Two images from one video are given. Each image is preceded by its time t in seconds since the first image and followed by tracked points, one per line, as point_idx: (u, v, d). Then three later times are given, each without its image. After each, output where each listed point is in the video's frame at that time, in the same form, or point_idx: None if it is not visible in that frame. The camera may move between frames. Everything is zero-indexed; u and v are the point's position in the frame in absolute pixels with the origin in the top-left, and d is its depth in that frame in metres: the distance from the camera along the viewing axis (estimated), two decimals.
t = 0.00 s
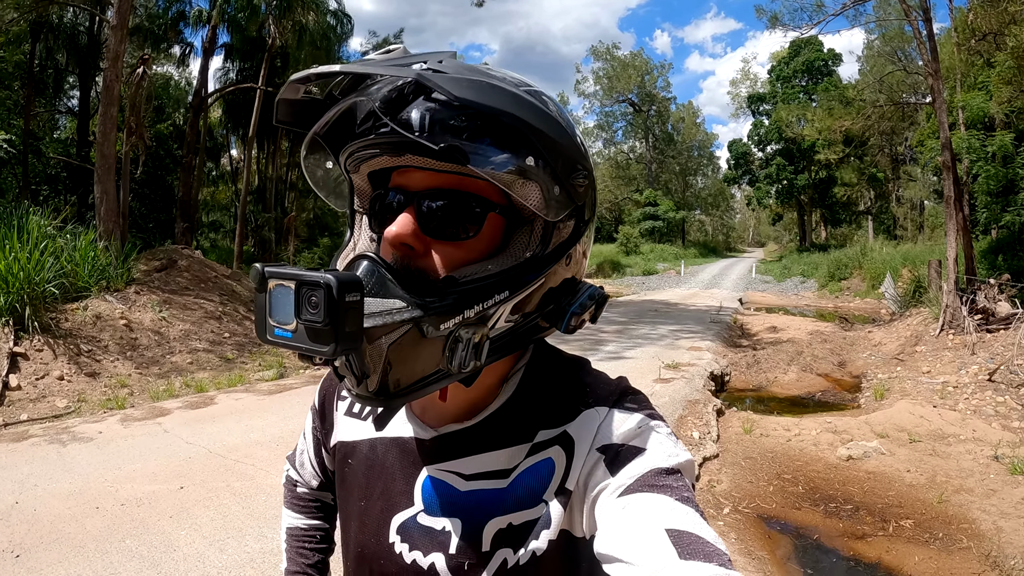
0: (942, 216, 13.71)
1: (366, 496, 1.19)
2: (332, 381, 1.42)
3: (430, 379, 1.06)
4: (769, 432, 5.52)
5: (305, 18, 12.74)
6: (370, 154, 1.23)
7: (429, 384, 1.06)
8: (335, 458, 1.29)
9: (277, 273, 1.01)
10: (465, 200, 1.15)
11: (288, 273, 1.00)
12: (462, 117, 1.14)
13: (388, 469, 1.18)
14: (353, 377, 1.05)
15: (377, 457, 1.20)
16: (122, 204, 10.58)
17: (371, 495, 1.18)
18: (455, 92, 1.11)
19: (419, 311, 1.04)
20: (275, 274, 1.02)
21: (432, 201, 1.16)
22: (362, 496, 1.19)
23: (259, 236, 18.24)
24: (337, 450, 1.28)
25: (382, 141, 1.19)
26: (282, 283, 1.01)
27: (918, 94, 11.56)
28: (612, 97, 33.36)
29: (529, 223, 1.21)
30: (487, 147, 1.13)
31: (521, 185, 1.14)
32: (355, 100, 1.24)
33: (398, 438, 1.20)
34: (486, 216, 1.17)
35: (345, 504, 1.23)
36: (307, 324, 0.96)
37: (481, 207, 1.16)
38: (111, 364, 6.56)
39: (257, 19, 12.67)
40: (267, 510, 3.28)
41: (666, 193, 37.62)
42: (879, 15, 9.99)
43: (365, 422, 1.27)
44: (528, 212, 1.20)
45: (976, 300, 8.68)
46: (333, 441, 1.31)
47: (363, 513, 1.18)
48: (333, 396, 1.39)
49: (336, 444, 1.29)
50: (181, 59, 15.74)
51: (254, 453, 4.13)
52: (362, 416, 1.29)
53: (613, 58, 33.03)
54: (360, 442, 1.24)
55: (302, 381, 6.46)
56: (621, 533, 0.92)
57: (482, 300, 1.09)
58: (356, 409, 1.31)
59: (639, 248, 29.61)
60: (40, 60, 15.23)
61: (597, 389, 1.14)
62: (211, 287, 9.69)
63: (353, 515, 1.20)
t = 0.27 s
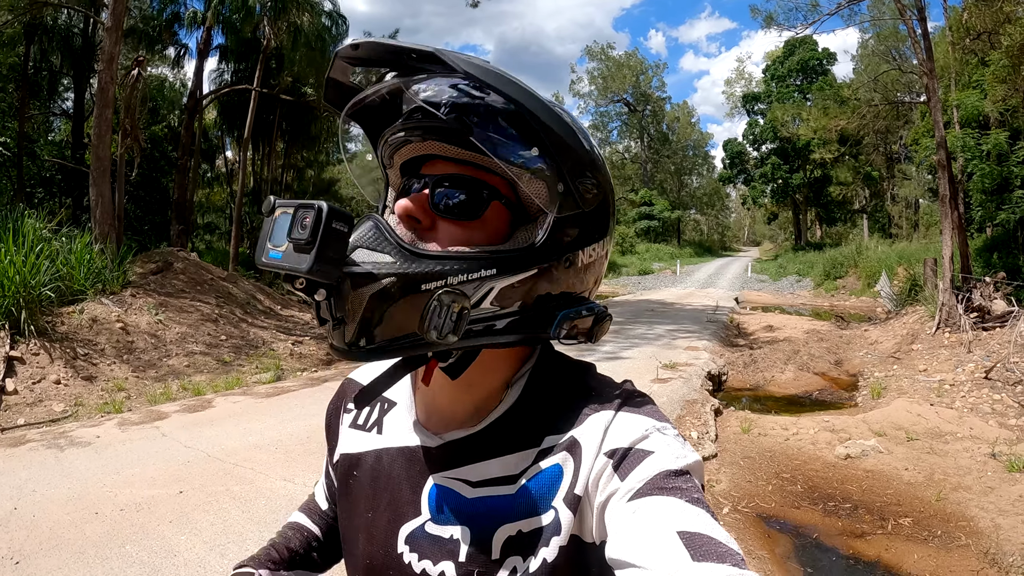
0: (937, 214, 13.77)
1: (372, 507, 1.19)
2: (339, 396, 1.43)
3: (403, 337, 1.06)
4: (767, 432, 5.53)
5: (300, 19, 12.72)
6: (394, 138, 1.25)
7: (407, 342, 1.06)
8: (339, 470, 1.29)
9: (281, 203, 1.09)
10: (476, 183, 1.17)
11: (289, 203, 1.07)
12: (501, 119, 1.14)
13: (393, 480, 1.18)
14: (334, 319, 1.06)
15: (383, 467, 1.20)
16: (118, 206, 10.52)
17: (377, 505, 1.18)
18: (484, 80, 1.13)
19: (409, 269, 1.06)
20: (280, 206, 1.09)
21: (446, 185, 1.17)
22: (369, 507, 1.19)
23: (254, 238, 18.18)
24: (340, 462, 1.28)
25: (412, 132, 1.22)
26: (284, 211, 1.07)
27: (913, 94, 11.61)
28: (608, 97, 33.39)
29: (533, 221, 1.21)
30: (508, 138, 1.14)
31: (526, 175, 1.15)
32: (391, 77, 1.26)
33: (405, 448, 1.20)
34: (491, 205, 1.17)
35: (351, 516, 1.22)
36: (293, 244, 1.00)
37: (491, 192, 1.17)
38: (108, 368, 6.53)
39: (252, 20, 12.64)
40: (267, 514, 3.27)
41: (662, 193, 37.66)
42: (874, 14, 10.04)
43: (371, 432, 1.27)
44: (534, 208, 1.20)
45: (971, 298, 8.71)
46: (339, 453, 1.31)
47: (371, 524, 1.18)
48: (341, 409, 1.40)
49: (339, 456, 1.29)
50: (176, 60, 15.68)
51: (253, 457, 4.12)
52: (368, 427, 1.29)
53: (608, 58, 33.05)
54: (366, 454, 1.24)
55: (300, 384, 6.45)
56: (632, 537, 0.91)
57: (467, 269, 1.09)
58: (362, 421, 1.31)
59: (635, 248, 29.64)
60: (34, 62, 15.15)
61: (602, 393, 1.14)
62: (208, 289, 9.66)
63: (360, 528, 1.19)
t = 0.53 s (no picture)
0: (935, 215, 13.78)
1: (389, 500, 1.19)
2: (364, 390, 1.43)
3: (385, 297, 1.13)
4: (766, 433, 5.54)
5: (299, 18, 12.69)
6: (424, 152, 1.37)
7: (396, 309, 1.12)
8: (355, 462, 1.28)
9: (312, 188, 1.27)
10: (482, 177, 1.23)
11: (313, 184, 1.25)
12: (507, 123, 1.20)
13: (410, 475, 1.17)
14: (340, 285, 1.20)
15: (401, 462, 1.20)
16: (115, 206, 10.48)
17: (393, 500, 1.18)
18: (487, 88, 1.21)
19: (399, 240, 1.14)
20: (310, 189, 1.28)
21: (468, 185, 1.24)
22: (385, 502, 1.19)
23: (252, 237, 18.15)
24: (359, 455, 1.28)
25: (447, 145, 1.31)
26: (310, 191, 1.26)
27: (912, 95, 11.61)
28: (606, 97, 33.37)
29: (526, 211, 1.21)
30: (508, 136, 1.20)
31: (522, 167, 1.18)
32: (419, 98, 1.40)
33: (424, 445, 1.20)
34: (488, 196, 1.21)
35: (365, 509, 1.22)
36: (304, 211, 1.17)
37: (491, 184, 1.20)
38: (106, 368, 6.51)
39: (250, 19, 12.62)
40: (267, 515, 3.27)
41: (660, 193, 37.67)
42: (873, 15, 10.04)
43: (393, 428, 1.27)
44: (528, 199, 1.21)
45: (970, 299, 8.73)
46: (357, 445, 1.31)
47: (385, 519, 1.17)
48: (364, 405, 1.39)
49: (357, 449, 1.29)
50: (174, 59, 15.64)
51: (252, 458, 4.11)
52: (390, 423, 1.29)
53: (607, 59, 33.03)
54: (385, 448, 1.24)
55: (299, 384, 6.43)
56: (645, 554, 0.91)
57: (447, 242, 1.13)
58: (385, 416, 1.31)
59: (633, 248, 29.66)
60: (32, 61, 15.10)
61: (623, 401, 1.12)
62: (206, 289, 9.64)
63: (374, 521, 1.20)
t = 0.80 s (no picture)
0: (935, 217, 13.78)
1: (396, 491, 1.19)
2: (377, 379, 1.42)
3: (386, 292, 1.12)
4: (766, 434, 5.54)
5: (299, 18, 12.72)
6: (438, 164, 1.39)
7: (395, 305, 1.11)
8: (365, 452, 1.28)
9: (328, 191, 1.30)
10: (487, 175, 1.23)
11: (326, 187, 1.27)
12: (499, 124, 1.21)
13: (417, 466, 1.17)
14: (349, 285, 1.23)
15: (409, 453, 1.20)
16: (115, 205, 10.48)
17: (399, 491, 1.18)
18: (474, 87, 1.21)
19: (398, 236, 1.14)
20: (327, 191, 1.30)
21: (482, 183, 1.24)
22: (392, 492, 1.19)
23: (252, 237, 18.16)
24: (367, 444, 1.28)
25: (454, 148, 1.33)
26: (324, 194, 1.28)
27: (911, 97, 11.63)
28: (607, 98, 33.39)
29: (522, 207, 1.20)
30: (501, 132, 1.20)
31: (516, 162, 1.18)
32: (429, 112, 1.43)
33: (432, 437, 1.19)
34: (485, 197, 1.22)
35: (373, 499, 1.22)
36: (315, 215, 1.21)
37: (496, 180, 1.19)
38: (106, 367, 6.51)
39: (251, 20, 12.64)
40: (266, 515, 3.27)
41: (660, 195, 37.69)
42: (873, 17, 10.05)
43: (402, 419, 1.26)
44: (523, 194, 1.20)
45: (969, 301, 8.73)
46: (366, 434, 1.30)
47: (391, 509, 1.17)
48: (377, 393, 1.38)
49: (366, 439, 1.28)
50: (175, 59, 15.65)
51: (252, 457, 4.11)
52: (400, 413, 1.28)
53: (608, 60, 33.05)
54: (394, 439, 1.23)
55: (299, 384, 6.43)
56: (649, 552, 0.91)
57: (443, 236, 1.12)
58: (395, 407, 1.30)
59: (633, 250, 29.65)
60: (32, 60, 15.11)
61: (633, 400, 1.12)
62: (206, 289, 9.64)
63: (382, 511, 1.20)
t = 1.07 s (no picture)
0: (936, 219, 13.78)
1: (396, 498, 1.17)
2: (375, 385, 1.43)
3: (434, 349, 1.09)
4: (766, 436, 5.53)
5: (300, 19, 12.73)
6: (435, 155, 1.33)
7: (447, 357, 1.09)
8: (366, 460, 1.28)
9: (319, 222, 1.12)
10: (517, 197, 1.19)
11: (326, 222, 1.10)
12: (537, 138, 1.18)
13: (420, 472, 1.16)
14: (373, 334, 1.11)
15: (411, 460, 1.19)
16: (115, 206, 10.48)
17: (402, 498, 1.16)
18: (508, 96, 1.17)
19: (443, 285, 1.09)
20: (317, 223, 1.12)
21: (483, 195, 1.24)
22: (394, 500, 1.17)
23: (252, 238, 18.16)
24: (368, 452, 1.27)
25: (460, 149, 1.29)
26: (321, 230, 1.10)
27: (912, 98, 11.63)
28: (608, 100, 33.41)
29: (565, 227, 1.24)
30: (538, 149, 1.19)
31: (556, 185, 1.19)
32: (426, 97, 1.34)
33: (434, 443, 1.18)
34: (521, 215, 1.22)
35: (374, 507, 1.20)
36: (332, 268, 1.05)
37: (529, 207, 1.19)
38: (105, 367, 6.50)
39: (252, 20, 12.65)
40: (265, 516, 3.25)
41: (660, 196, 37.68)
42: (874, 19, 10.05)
43: (402, 425, 1.26)
44: (567, 216, 1.24)
45: (970, 303, 8.72)
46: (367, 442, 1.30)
47: (393, 516, 1.16)
48: (373, 401, 1.39)
49: (368, 446, 1.28)
50: (176, 59, 15.65)
51: (251, 458, 4.10)
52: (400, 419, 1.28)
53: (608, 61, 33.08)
54: (395, 446, 1.23)
55: (298, 385, 6.42)
56: (653, 549, 0.90)
57: (499, 280, 1.12)
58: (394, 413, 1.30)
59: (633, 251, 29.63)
60: (33, 59, 15.10)
61: (638, 402, 1.12)
62: (206, 289, 9.63)
63: (382, 520, 1.18)
